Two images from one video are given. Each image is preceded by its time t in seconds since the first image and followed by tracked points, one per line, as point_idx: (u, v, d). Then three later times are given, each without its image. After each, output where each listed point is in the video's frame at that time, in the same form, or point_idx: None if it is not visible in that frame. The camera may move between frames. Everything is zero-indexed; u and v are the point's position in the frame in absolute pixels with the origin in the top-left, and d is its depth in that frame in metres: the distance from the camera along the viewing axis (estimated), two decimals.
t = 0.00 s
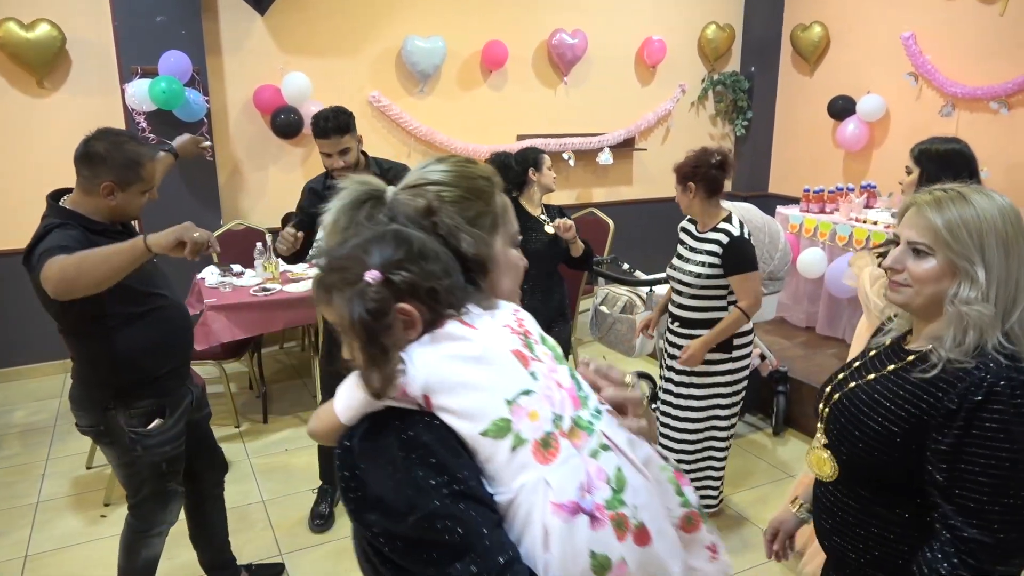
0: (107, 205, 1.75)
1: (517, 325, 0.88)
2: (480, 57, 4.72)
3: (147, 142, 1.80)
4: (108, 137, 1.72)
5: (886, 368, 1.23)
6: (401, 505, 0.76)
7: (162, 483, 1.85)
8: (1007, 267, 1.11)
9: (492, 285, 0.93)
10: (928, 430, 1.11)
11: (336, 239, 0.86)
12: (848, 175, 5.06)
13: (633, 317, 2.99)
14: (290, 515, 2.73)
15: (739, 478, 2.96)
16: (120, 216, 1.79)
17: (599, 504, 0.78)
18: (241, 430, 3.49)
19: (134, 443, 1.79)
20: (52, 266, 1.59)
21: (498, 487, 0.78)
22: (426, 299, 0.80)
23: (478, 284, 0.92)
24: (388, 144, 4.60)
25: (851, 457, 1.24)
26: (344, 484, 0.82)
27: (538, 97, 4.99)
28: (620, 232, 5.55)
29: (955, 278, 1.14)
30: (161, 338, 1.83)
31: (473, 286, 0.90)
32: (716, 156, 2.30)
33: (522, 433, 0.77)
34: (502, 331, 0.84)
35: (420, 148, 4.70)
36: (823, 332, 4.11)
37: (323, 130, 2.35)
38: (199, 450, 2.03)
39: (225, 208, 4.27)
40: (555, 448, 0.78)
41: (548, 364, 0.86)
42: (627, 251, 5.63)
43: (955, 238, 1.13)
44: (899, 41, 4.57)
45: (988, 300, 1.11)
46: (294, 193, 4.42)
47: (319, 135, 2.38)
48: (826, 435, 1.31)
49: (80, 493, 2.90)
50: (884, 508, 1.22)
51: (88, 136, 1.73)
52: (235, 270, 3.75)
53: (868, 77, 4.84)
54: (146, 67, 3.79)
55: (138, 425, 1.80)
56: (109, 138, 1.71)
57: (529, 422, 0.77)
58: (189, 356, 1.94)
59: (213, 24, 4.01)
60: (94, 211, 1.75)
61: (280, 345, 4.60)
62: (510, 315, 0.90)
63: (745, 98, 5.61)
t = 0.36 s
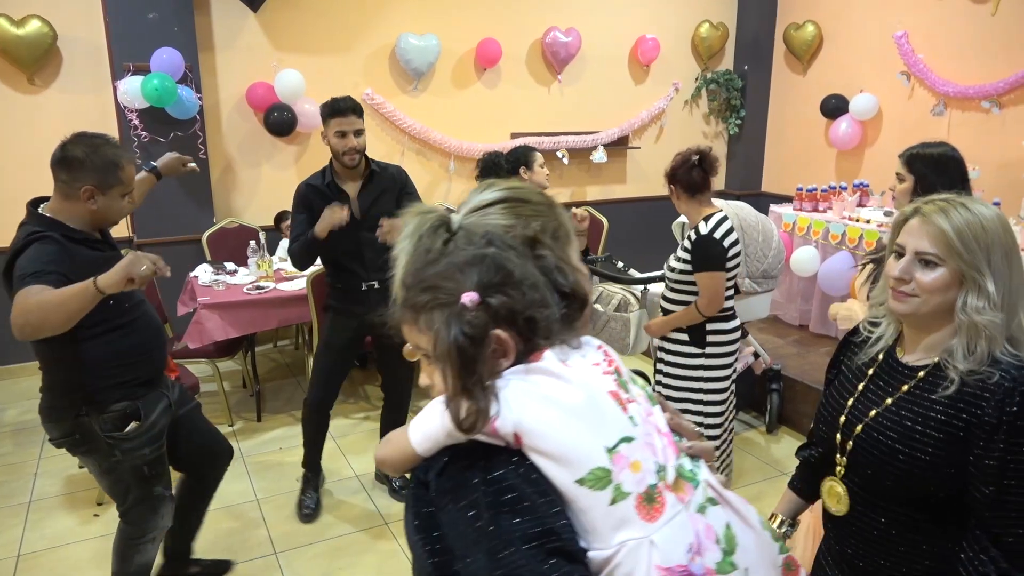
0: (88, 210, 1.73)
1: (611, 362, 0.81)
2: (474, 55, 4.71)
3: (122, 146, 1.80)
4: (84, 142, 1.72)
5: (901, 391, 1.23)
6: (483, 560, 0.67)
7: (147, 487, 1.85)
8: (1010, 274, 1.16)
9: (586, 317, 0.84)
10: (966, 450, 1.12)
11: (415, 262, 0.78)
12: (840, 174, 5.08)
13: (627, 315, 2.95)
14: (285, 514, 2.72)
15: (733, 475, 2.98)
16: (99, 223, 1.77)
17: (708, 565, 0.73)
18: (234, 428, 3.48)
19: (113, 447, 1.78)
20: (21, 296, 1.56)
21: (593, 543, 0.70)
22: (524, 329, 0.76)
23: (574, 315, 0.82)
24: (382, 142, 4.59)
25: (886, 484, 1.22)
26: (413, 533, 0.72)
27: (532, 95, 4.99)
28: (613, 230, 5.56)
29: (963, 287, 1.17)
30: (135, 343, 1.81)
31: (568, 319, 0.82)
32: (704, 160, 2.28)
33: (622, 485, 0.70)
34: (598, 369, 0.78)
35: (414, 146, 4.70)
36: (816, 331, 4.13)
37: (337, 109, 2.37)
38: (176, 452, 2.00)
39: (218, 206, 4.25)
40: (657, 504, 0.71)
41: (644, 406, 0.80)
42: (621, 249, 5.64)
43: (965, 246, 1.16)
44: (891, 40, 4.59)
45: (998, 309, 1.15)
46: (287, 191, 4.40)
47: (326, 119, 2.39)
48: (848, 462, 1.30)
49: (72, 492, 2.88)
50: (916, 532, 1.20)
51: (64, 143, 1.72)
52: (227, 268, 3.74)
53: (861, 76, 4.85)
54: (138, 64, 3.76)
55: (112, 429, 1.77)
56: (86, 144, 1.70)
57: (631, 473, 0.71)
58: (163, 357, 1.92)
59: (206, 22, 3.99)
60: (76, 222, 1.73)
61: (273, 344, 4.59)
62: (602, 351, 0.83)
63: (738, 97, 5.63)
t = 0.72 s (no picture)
0: (63, 193, 1.68)
1: (712, 373, 0.78)
2: (475, 54, 4.71)
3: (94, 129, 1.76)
4: (51, 123, 1.68)
5: (913, 384, 1.24)
6: (581, 568, 0.64)
7: (139, 476, 1.83)
8: None
9: (686, 340, 0.79)
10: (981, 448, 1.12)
11: (518, 267, 0.76)
12: (841, 175, 5.08)
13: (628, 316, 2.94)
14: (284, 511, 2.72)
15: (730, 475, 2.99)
16: (78, 208, 1.73)
17: None
18: (234, 425, 3.47)
19: (109, 434, 1.76)
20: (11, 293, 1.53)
21: (695, 552, 0.67)
22: (623, 342, 0.72)
23: (674, 337, 0.77)
24: (382, 140, 4.58)
25: (896, 481, 1.23)
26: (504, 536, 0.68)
27: (532, 94, 4.99)
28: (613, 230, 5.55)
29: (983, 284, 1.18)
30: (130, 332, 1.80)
31: (669, 336, 0.77)
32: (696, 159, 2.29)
33: (732, 495, 0.68)
34: (700, 377, 0.75)
35: (415, 144, 4.69)
36: (815, 332, 4.14)
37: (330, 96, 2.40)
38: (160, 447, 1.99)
39: (219, 203, 4.24)
40: (767, 517, 0.69)
41: (748, 421, 0.76)
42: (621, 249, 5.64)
43: (984, 243, 1.17)
44: (892, 42, 4.59)
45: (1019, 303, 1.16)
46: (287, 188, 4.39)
47: (317, 106, 2.40)
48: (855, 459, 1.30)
49: (71, 488, 2.87)
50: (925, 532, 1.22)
51: (30, 126, 1.68)
52: (227, 265, 3.73)
53: (862, 78, 4.86)
54: (139, 60, 3.75)
55: (110, 416, 1.75)
56: (57, 126, 1.67)
57: (738, 485, 0.68)
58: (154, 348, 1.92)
59: (207, 18, 3.99)
60: (54, 207, 1.69)
61: (273, 341, 4.58)
62: (702, 362, 0.80)
63: (739, 97, 5.63)
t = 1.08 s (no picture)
0: (66, 179, 1.66)
1: (860, 396, 0.78)
2: (492, 53, 4.71)
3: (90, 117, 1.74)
4: (47, 114, 1.67)
5: (932, 385, 1.21)
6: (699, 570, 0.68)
7: (149, 462, 1.81)
8: None
9: (835, 348, 0.81)
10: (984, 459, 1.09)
11: (669, 262, 0.79)
12: (860, 175, 5.04)
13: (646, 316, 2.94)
14: (303, 508, 2.74)
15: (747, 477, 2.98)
16: (86, 194, 1.70)
17: None
18: (252, 422, 3.50)
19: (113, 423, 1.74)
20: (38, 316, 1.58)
21: None
22: (771, 351, 0.72)
23: (824, 336, 0.79)
24: (400, 139, 4.60)
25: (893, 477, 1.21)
26: (623, 522, 0.73)
27: (549, 93, 4.98)
28: (630, 229, 5.54)
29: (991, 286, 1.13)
30: (137, 314, 1.77)
31: (819, 339, 0.79)
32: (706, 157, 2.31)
33: (866, 531, 0.68)
34: (848, 402, 0.75)
35: (432, 143, 4.70)
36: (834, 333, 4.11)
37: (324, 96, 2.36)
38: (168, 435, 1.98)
39: (238, 201, 4.28)
40: (896, 556, 0.70)
41: (893, 452, 0.76)
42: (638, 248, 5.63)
43: (983, 241, 1.14)
44: (914, 41, 4.55)
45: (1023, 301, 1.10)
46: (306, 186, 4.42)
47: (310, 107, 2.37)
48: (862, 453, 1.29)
49: (92, 482, 2.91)
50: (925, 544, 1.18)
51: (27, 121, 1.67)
52: (246, 262, 3.76)
53: (882, 77, 4.81)
54: (161, 59, 3.79)
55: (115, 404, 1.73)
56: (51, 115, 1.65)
57: (871, 521, 0.69)
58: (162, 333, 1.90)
59: (227, 18, 4.02)
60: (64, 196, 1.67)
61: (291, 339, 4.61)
62: (850, 381, 0.80)
63: (758, 96, 5.61)
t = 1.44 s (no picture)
0: (90, 177, 1.68)
1: (992, 414, 0.72)
2: (512, 53, 4.71)
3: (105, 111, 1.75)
4: (67, 114, 1.68)
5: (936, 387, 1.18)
6: None
7: (181, 440, 1.80)
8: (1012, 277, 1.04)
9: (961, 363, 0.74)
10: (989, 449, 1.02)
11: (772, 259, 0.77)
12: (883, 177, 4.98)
13: (664, 316, 2.93)
14: (318, 504, 2.75)
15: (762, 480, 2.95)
16: (106, 189, 1.72)
17: None
18: (270, 418, 3.52)
19: (139, 408, 1.73)
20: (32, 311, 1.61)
21: None
22: (877, 351, 0.69)
23: (944, 349, 0.72)
24: (419, 138, 4.61)
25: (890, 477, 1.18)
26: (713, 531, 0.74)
27: (568, 92, 4.97)
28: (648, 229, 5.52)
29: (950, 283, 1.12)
30: (151, 303, 1.79)
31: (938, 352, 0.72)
32: (740, 151, 2.32)
33: (980, 553, 0.64)
34: (971, 417, 0.70)
35: (451, 142, 4.71)
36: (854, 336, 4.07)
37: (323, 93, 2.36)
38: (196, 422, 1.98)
39: (259, 199, 4.31)
40: None
41: None
42: (656, 249, 5.60)
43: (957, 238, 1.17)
44: (939, 41, 4.49)
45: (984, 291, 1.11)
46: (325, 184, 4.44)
47: (312, 107, 2.37)
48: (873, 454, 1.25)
49: (112, 475, 2.94)
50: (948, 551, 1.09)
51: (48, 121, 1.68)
52: (265, 259, 3.78)
53: (907, 77, 4.75)
54: (183, 57, 3.82)
55: (136, 389, 1.74)
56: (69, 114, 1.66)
57: (991, 545, 0.65)
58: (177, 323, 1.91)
59: (250, 17, 4.05)
60: (93, 193, 1.71)
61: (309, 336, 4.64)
62: (980, 397, 0.74)
63: (779, 97, 5.58)
